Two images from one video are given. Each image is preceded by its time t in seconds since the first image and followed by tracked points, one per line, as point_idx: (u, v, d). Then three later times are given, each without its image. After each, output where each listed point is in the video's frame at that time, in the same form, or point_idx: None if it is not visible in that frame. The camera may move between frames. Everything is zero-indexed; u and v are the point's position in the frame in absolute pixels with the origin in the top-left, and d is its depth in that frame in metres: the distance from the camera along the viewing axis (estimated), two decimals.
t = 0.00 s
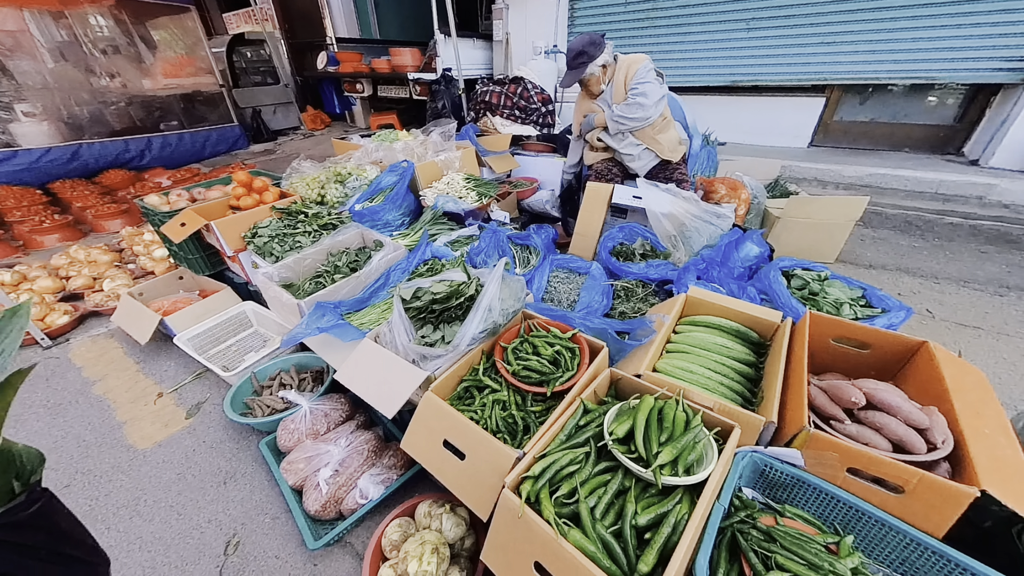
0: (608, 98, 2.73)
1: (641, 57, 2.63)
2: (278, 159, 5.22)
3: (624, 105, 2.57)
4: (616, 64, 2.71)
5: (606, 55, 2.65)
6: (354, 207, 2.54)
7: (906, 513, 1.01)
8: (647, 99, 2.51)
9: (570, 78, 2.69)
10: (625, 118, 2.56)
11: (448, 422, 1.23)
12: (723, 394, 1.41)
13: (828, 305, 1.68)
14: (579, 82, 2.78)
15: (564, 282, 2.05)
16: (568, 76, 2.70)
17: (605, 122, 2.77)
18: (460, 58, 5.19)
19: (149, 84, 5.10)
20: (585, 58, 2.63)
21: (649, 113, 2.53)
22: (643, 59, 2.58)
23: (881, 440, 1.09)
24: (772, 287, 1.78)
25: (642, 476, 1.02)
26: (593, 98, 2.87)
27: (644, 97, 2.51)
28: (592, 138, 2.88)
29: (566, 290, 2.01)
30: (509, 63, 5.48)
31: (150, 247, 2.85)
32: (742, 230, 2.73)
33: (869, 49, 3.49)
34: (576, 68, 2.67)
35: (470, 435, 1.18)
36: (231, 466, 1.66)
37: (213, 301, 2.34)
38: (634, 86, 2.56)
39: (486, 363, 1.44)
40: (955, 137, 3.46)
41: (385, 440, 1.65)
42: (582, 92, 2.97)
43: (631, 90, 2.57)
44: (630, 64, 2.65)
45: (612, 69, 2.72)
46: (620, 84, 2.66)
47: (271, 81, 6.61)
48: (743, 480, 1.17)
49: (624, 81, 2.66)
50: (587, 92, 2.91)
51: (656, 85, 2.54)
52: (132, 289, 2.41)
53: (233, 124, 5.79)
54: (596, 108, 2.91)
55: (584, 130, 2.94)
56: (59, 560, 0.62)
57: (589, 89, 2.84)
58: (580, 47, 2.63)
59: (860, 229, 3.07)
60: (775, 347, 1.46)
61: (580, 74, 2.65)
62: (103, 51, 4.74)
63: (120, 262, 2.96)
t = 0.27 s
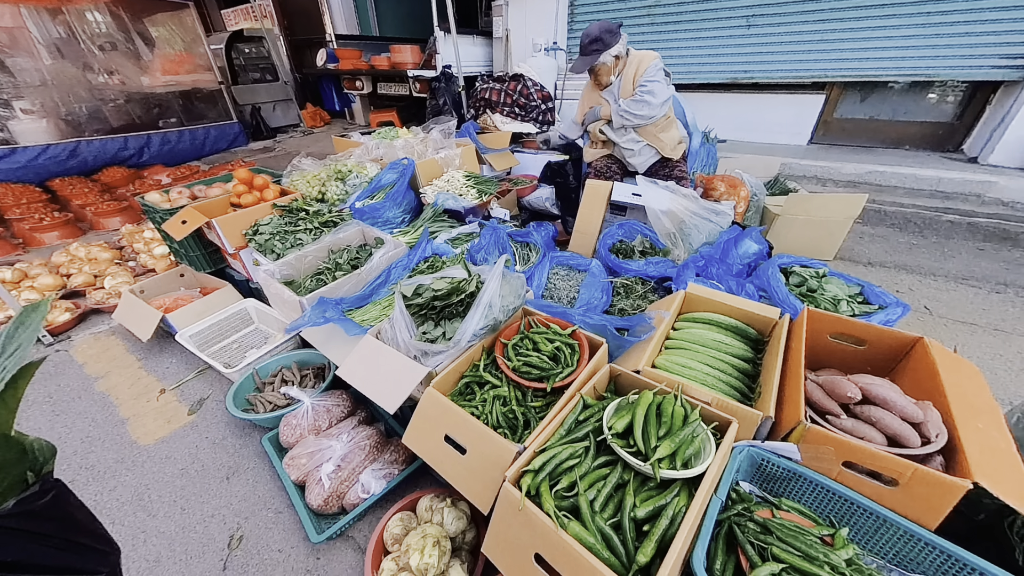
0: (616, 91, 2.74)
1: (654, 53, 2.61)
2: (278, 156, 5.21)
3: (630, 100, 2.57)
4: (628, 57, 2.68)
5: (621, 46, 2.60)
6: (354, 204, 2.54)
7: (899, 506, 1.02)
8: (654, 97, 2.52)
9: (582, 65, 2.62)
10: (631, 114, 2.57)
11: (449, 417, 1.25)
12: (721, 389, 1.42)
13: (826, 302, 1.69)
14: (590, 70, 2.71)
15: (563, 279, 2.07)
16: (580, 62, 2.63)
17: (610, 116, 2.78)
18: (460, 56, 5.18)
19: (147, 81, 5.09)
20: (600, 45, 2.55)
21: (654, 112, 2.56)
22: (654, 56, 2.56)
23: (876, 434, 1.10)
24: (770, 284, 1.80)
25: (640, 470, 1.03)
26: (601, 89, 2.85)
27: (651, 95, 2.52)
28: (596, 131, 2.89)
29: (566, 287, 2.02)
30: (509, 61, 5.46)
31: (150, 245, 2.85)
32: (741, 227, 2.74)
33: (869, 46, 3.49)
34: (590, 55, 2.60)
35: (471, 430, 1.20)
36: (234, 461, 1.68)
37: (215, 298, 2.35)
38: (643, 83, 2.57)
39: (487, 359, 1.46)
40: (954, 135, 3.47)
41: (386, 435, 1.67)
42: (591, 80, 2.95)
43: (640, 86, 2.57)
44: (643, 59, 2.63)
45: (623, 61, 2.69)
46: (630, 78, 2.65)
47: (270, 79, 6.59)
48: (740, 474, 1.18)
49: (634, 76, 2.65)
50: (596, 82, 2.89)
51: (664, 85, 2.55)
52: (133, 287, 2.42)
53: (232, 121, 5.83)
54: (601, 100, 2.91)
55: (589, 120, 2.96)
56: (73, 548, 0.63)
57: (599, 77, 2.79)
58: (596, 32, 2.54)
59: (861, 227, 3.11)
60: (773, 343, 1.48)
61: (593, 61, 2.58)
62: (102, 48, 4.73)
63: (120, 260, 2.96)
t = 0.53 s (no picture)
0: (627, 83, 2.71)
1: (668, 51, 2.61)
2: (277, 153, 5.20)
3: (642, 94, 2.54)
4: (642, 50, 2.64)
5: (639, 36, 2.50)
6: (355, 201, 2.53)
7: (899, 501, 1.03)
8: (666, 93, 2.51)
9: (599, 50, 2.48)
10: (642, 107, 2.55)
11: (451, 414, 1.25)
12: (722, 386, 1.43)
13: (827, 299, 1.69)
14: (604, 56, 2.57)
15: (564, 276, 2.06)
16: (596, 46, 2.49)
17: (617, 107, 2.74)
18: (460, 52, 5.16)
19: (145, 78, 5.07)
20: (619, 32, 2.44)
21: (663, 109, 2.56)
22: (669, 53, 2.53)
23: (877, 429, 1.11)
24: (771, 280, 1.80)
25: (642, 466, 1.04)
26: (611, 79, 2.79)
27: (663, 91, 2.51)
28: (602, 121, 2.83)
29: (566, 284, 2.03)
30: (509, 57, 5.44)
31: (150, 243, 2.85)
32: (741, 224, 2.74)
33: (870, 42, 3.46)
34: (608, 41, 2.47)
35: (473, 427, 1.20)
36: (236, 458, 1.69)
37: (216, 296, 2.35)
38: (655, 79, 2.55)
39: (488, 356, 1.46)
40: (956, 131, 3.46)
41: (388, 432, 1.67)
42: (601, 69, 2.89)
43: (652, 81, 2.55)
44: (657, 55, 2.62)
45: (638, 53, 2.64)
46: (642, 73, 2.63)
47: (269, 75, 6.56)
48: (740, 470, 1.19)
49: (647, 71, 2.63)
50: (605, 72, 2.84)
51: (676, 83, 2.55)
52: (134, 284, 2.42)
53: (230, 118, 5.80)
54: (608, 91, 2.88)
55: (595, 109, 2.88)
56: (79, 543, 0.64)
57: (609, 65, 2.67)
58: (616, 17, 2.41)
59: (861, 224, 3.13)
60: (773, 340, 1.48)
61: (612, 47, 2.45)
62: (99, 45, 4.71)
63: (120, 257, 2.96)
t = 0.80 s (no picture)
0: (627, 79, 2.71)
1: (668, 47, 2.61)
2: (276, 151, 5.19)
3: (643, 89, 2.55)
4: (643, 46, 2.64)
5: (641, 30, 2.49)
6: (354, 199, 2.54)
7: (891, 494, 1.04)
8: (667, 89, 2.51)
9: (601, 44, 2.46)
10: (642, 102, 2.56)
11: (449, 409, 1.27)
12: (718, 381, 1.44)
13: (823, 295, 1.71)
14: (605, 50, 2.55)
15: (563, 273, 2.07)
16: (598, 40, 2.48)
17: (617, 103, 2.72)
18: (459, 48, 5.14)
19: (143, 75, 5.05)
20: (621, 25, 2.41)
21: (663, 106, 2.57)
22: (670, 50, 2.54)
23: (870, 424, 1.12)
24: (768, 277, 1.81)
25: (637, 460, 1.05)
26: (611, 75, 2.78)
27: (663, 86, 2.51)
28: (601, 117, 2.83)
29: (565, 281, 2.03)
30: (507, 53, 5.41)
31: (149, 241, 2.85)
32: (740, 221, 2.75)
33: (870, 37, 3.45)
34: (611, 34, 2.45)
35: (471, 422, 1.22)
36: (238, 454, 1.70)
37: (216, 293, 2.36)
38: (655, 75, 2.55)
39: (487, 352, 1.47)
40: (955, 127, 3.46)
41: (387, 428, 1.69)
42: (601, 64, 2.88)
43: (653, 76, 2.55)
44: (657, 51, 2.62)
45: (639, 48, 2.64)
46: (643, 68, 2.62)
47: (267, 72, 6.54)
48: (736, 464, 1.20)
49: (647, 67, 2.63)
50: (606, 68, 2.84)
51: (676, 78, 2.54)
52: (134, 282, 2.43)
53: (228, 116, 5.77)
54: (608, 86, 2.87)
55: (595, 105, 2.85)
56: (84, 535, 0.65)
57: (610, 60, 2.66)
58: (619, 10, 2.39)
59: (859, 220, 3.13)
60: (770, 336, 1.49)
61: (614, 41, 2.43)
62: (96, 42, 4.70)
63: (120, 255, 2.96)
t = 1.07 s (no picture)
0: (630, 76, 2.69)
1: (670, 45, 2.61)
2: (275, 148, 5.17)
3: (647, 86, 2.53)
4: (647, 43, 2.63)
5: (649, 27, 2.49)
6: (354, 196, 2.54)
7: (888, 489, 1.05)
8: (671, 88, 2.51)
9: (615, 37, 2.44)
10: (645, 101, 2.54)
11: (449, 406, 1.27)
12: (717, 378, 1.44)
13: (822, 292, 1.71)
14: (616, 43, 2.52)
15: (562, 271, 2.07)
16: (610, 32, 2.45)
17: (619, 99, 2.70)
18: (458, 45, 5.11)
19: (140, 72, 5.02)
20: (638, 18, 2.40)
21: (665, 105, 2.57)
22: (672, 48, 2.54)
23: (867, 420, 1.13)
24: (766, 274, 1.81)
25: (636, 456, 1.06)
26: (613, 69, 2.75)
27: (667, 84, 2.50)
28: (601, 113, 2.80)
29: (564, 278, 2.04)
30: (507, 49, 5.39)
31: (148, 238, 2.85)
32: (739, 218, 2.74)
33: (871, 33, 3.44)
34: (625, 27, 2.42)
35: (471, 419, 1.22)
36: (238, 451, 1.71)
37: (215, 291, 2.36)
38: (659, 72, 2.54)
39: (486, 350, 1.48)
40: (955, 124, 3.46)
41: (387, 425, 1.69)
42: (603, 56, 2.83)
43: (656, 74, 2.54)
44: (661, 48, 2.61)
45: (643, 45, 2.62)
46: (646, 66, 2.61)
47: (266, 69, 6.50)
48: (734, 460, 1.21)
49: (650, 65, 2.62)
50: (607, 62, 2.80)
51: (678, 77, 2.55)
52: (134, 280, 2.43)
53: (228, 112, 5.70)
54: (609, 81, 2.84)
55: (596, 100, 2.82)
56: (86, 531, 0.65)
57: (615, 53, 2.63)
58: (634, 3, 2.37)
59: (858, 217, 3.13)
60: (768, 333, 1.50)
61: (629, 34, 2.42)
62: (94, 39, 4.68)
63: (119, 253, 2.96)
